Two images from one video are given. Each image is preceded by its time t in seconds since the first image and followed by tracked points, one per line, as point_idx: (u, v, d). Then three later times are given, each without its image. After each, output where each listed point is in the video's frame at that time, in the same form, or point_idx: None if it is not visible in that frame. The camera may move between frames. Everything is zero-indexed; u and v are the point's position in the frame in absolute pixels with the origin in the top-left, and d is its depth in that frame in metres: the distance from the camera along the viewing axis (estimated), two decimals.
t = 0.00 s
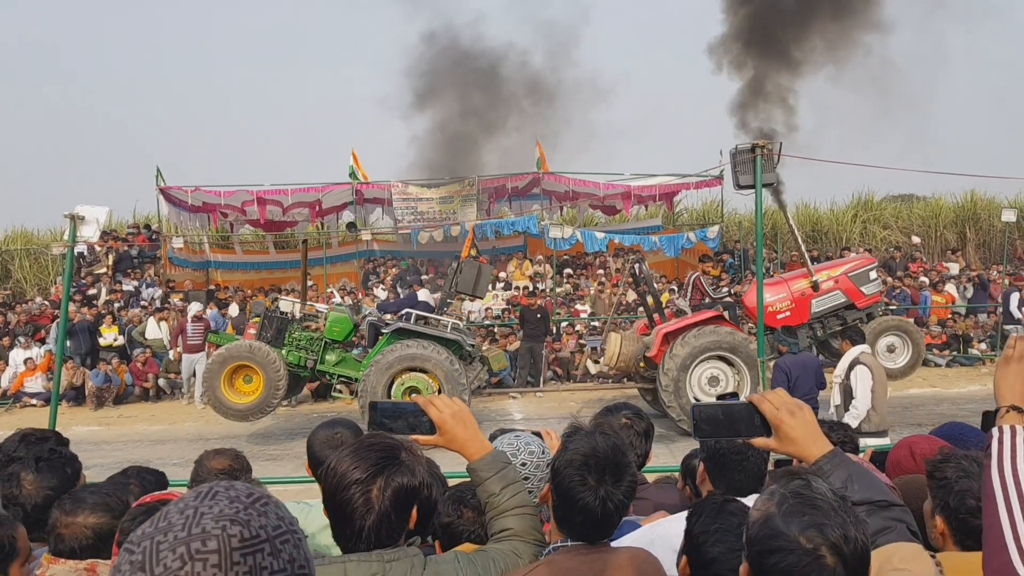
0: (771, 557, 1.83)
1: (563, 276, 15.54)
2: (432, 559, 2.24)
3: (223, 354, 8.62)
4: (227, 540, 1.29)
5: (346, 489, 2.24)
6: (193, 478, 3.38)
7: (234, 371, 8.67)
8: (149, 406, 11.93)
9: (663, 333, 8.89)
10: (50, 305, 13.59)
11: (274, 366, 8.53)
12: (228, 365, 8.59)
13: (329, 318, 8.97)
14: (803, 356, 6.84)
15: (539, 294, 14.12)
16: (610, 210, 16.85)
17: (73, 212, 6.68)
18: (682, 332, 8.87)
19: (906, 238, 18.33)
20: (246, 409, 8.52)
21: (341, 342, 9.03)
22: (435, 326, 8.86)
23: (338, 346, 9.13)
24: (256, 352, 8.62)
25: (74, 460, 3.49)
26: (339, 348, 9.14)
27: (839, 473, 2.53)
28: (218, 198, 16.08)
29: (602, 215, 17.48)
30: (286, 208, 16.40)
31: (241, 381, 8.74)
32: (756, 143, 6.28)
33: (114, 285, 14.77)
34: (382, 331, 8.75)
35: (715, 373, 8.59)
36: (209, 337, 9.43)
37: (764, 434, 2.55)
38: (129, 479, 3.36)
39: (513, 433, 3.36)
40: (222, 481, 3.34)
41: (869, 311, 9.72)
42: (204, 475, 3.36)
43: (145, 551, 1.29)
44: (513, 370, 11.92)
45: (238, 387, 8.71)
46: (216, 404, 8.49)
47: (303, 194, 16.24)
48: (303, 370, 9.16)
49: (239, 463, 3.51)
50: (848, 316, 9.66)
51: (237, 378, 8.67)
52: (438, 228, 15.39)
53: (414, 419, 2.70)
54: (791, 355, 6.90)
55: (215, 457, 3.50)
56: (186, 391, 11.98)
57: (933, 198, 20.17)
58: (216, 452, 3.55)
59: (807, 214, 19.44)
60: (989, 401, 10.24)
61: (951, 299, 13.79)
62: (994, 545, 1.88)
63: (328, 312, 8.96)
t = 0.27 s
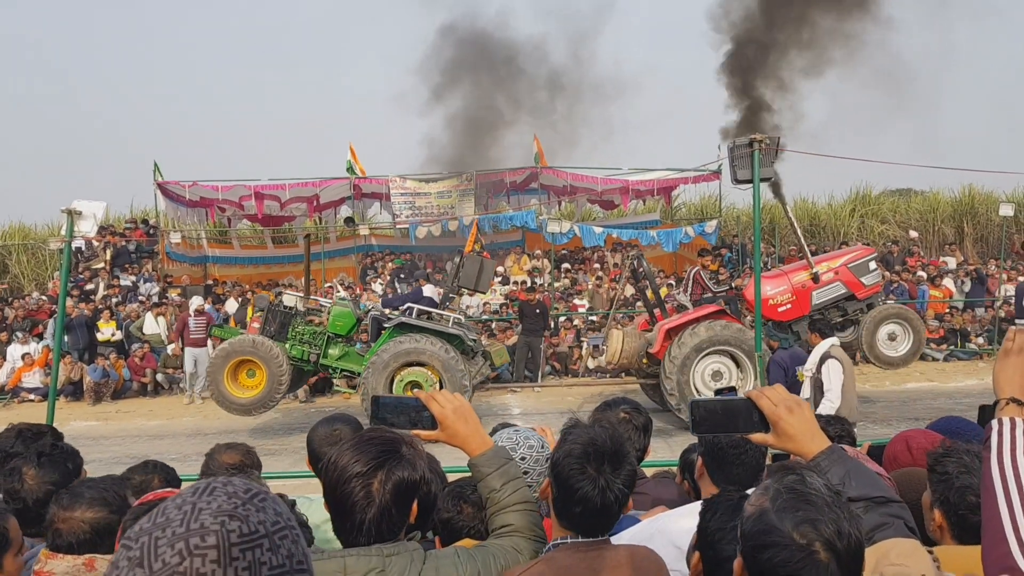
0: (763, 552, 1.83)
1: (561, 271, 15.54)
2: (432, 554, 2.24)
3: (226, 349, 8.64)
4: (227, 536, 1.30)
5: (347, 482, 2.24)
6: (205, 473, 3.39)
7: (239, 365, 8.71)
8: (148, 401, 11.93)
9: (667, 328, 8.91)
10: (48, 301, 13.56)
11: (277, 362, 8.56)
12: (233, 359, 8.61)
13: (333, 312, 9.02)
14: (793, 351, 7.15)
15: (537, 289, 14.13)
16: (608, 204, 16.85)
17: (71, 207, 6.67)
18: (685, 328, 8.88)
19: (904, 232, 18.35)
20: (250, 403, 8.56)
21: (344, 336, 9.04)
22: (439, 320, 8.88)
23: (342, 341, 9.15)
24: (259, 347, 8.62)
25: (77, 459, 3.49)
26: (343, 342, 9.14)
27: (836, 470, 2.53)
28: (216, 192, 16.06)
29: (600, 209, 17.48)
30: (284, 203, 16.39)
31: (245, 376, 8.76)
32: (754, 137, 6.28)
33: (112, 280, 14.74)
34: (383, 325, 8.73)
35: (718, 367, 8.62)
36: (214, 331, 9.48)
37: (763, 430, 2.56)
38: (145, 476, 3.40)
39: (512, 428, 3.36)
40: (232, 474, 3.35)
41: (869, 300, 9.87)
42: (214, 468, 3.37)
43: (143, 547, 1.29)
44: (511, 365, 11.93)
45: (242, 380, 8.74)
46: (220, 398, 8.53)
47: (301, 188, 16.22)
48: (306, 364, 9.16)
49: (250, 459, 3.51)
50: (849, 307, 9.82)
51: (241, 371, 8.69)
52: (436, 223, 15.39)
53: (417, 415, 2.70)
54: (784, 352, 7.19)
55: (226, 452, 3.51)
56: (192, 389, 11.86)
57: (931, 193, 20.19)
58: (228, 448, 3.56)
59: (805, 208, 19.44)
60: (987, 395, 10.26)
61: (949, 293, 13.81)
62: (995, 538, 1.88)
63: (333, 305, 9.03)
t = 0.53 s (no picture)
0: (760, 543, 1.84)
1: (559, 263, 15.54)
2: (432, 547, 2.25)
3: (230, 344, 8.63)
4: (226, 534, 1.30)
5: (345, 474, 2.25)
6: (192, 468, 3.39)
7: (244, 359, 8.72)
8: (145, 393, 11.94)
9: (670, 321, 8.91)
10: (45, 293, 13.54)
11: (280, 357, 8.60)
12: (235, 356, 8.62)
13: (335, 305, 8.98)
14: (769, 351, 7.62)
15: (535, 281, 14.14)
16: (606, 196, 16.85)
17: (67, 199, 6.66)
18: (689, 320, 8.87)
19: (901, 224, 18.37)
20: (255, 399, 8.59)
21: (346, 328, 9.02)
22: (443, 312, 8.91)
23: (344, 333, 9.11)
24: (261, 343, 8.64)
25: (69, 447, 3.50)
26: (345, 335, 9.11)
27: (835, 462, 2.53)
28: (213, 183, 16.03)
29: (598, 201, 17.48)
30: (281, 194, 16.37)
31: (249, 371, 8.82)
32: (752, 128, 6.27)
33: (109, 272, 14.71)
34: (387, 317, 8.73)
35: (722, 358, 8.62)
36: (217, 326, 9.39)
37: (763, 422, 2.57)
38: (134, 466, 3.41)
39: (511, 420, 3.37)
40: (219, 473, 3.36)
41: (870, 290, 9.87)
42: (202, 465, 3.38)
43: (142, 547, 1.30)
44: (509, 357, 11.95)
45: (245, 375, 8.78)
46: (224, 395, 8.59)
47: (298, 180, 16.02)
48: (310, 357, 9.17)
49: (237, 454, 3.51)
50: (850, 296, 9.83)
51: (244, 367, 8.74)
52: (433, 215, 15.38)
53: (417, 406, 2.70)
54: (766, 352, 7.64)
55: (214, 447, 3.52)
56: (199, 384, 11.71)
57: (929, 184, 20.18)
58: (215, 443, 3.56)
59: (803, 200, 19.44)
60: (983, 386, 10.30)
61: (947, 285, 13.82)
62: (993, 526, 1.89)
63: (334, 298, 8.97)
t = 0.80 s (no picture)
0: (761, 541, 1.84)
1: (559, 260, 15.53)
2: (432, 546, 2.24)
3: (236, 350, 8.63)
4: (233, 535, 1.29)
5: (347, 472, 2.25)
6: (189, 467, 3.41)
7: (250, 362, 8.72)
8: (146, 391, 11.95)
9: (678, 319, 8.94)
10: (45, 291, 13.53)
11: (286, 359, 8.57)
12: (243, 359, 8.64)
13: (340, 304, 8.97)
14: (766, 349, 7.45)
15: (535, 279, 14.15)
16: (606, 194, 16.85)
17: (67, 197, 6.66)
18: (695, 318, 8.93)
19: (901, 222, 18.34)
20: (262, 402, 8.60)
21: (352, 327, 9.01)
22: (445, 309, 8.98)
23: (350, 332, 9.11)
24: (268, 345, 8.62)
25: (65, 445, 3.50)
26: (352, 334, 9.11)
27: (838, 461, 2.53)
28: (213, 181, 16.03)
29: (598, 199, 17.46)
30: (281, 192, 16.37)
31: (256, 373, 8.81)
32: (752, 126, 6.26)
33: (109, 270, 14.70)
34: (392, 316, 8.73)
35: (729, 356, 8.63)
36: (224, 328, 9.41)
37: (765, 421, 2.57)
38: (132, 463, 3.41)
39: (512, 419, 3.36)
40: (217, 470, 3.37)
41: (877, 288, 9.81)
42: (199, 464, 3.39)
43: (151, 545, 1.29)
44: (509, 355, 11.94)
45: (252, 377, 8.78)
46: (232, 399, 8.61)
47: (298, 177, 16.17)
48: (316, 357, 9.16)
49: (235, 452, 3.50)
50: (858, 293, 9.75)
51: (252, 370, 8.75)
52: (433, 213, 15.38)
53: (419, 404, 2.69)
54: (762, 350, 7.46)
55: (211, 445, 3.51)
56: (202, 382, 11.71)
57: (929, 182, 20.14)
58: (212, 440, 3.56)
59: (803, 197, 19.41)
60: (983, 384, 10.29)
61: (948, 283, 13.79)
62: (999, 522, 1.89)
63: (340, 297, 8.96)
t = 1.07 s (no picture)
0: (762, 540, 1.83)
1: (559, 260, 15.53)
2: (431, 544, 2.25)
3: (242, 354, 8.63)
4: (237, 531, 1.29)
5: (344, 470, 2.24)
6: (192, 465, 3.41)
7: (257, 365, 8.72)
8: (145, 390, 11.95)
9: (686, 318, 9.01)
10: (46, 290, 13.54)
11: (293, 362, 8.57)
12: (249, 362, 8.65)
13: (347, 304, 8.98)
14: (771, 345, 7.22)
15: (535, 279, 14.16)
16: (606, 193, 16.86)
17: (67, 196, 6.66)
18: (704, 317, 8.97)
19: (902, 221, 18.34)
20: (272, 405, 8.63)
21: (360, 328, 9.01)
22: (451, 308, 8.95)
23: (357, 332, 9.10)
24: (274, 348, 8.64)
25: (63, 444, 3.50)
26: (360, 334, 9.09)
27: (839, 461, 2.54)
28: (214, 181, 16.03)
29: (598, 199, 17.46)
30: (281, 192, 16.39)
31: (263, 376, 8.83)
32: (752, 126, 6.26)
33: (109, 270, 14.69)
34: (399, 315, 8.71)
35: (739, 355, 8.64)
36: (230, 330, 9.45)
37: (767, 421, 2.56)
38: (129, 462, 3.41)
39: (510, 419, 3.35)
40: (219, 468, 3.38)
41: (885, 289, 9.91)
42: (202, 461, 3.40)
43: (156, 540, 1.29)
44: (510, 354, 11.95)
45: (260, 380, 8.79)
46: (241, 402, 8.65)
47: (298, 177, 16.23)
48: (324, 357, 9.15)
49: (237, 450, 3.51)
50: (865, 295, 9.85)
51: (260, 372, 8.75)
52: (434, 212, 15.38)
53: (420, 403, 2.69)
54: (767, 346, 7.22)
55: (214, 443, 3.51)
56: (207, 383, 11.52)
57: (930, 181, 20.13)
58: (215, 438, 3.56)
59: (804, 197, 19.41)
60: (983, 384, 10.29)
61: (948, 282, 13.79)
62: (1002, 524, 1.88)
63: (347, 297, 8.97)
